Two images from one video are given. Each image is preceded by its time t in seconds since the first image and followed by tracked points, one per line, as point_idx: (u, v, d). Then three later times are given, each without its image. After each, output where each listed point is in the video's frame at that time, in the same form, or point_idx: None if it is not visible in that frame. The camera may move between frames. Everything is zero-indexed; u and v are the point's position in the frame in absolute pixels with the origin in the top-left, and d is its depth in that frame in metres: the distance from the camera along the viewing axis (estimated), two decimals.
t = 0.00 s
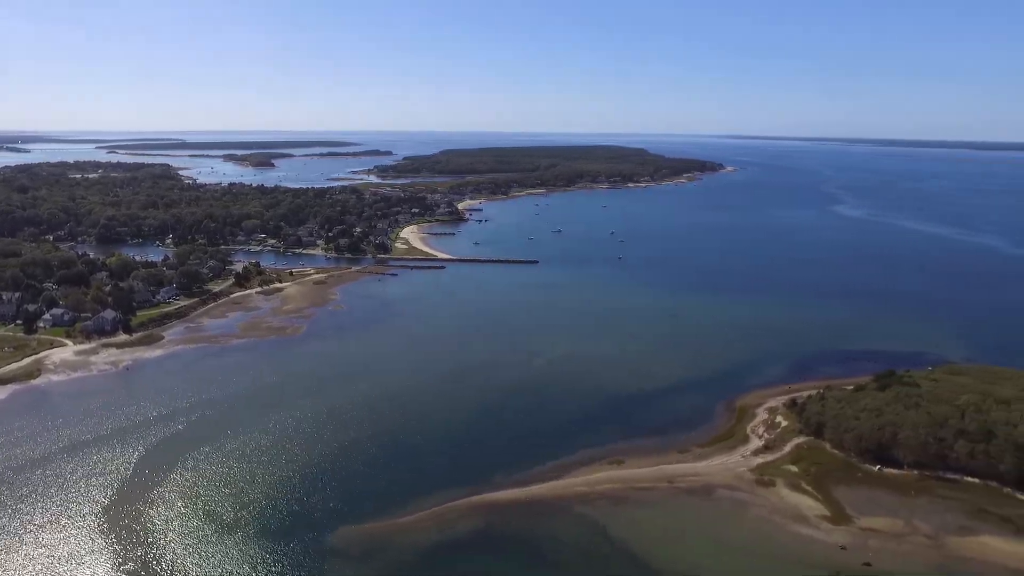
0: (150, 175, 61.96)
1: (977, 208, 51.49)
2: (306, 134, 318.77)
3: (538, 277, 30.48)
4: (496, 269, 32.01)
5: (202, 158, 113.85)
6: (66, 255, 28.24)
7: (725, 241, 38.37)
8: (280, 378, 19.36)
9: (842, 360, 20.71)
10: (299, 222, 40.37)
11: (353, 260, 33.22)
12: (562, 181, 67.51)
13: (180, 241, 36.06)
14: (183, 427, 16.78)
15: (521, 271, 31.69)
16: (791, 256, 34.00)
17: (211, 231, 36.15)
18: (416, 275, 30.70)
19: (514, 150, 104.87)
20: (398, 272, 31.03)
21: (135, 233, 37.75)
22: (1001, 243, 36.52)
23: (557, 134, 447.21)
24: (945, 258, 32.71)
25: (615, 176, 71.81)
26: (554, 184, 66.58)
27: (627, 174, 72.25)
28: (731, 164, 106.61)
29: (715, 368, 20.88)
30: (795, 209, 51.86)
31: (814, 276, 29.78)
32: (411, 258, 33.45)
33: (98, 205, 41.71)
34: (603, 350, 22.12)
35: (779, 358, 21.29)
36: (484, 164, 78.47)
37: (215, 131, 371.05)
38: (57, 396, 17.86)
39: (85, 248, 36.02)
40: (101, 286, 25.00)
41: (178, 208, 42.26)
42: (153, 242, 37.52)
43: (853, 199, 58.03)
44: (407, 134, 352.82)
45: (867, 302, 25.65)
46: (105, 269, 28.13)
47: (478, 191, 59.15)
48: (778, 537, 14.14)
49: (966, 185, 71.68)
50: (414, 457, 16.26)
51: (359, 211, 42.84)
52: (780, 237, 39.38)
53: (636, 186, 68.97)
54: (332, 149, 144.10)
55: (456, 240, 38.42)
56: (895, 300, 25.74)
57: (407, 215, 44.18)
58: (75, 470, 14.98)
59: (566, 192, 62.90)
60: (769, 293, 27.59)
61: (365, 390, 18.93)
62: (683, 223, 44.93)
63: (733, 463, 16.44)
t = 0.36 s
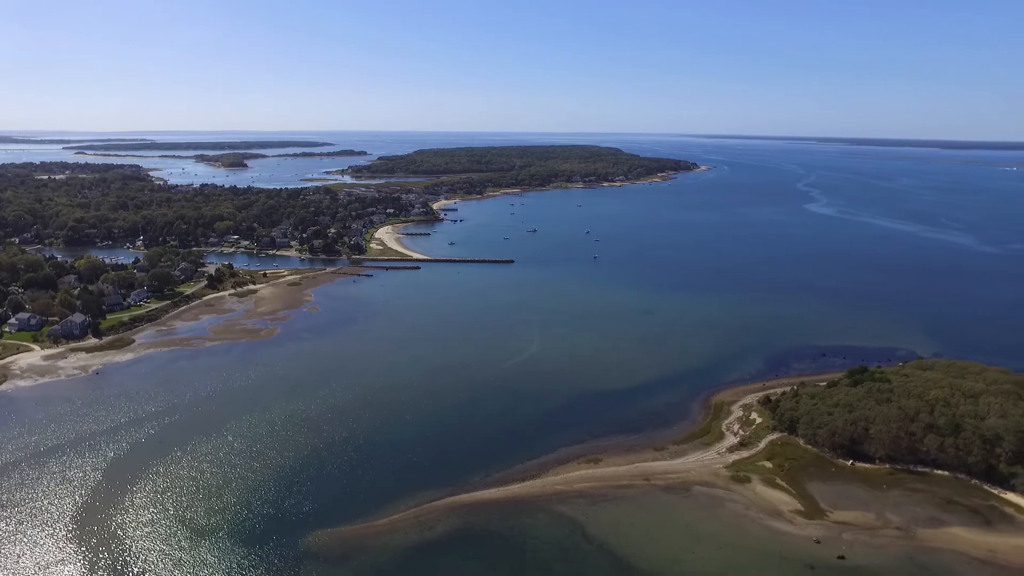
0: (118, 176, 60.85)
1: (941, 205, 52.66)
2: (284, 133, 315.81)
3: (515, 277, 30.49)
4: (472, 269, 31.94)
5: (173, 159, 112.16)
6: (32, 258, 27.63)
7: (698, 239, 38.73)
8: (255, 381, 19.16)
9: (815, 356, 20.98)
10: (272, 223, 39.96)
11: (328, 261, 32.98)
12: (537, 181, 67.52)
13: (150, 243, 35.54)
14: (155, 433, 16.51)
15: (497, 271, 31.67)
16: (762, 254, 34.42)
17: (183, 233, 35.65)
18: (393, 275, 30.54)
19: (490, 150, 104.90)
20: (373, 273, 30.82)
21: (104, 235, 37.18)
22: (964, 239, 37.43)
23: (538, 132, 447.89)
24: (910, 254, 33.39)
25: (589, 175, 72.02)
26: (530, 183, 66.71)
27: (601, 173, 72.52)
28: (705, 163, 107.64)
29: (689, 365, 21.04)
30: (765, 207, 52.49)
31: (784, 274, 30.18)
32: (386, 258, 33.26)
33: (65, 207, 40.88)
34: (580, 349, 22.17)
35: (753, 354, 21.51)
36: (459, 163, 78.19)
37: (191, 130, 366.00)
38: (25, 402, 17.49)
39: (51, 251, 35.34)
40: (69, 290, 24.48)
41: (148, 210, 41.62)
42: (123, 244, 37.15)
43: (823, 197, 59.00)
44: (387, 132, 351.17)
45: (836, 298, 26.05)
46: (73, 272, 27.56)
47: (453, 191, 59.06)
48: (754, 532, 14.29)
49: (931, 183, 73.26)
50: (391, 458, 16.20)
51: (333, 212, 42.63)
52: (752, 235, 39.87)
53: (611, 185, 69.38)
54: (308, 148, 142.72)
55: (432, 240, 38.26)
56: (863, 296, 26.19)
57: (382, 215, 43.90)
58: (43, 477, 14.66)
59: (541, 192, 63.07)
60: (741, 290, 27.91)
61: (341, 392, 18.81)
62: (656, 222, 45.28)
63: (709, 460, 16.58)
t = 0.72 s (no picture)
0: (83, 178, 59.69)
1: (907, 203, 53.76)
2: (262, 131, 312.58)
3: (491, 276, 30.45)
4: (448, 269, 31.85)
5: (142, 159, 110.36)
6: None
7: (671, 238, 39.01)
8: (229, 384, 18.93)
9: (788, 352, 21.19)
10: (244, 224, 39.52)
11: (301, 262, 32.70)
12: (511, 180, 67.50)
13: (119, 245, 34.92)
14: (126, 439, 16.21)
15: (472, 270, 31.61)
16: (733, 252, 34.75)
17: (152, 235, 35.11)
18: (369, 276, 30.34)
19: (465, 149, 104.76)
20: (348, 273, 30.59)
21: (71, 237, 36.44)
22: (928, 236, 38.29)
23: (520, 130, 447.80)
24: (877, 251, 34.03)
25: (564, 175, 72.18)
26: (504, 182, 66.73)
27: (576, 172, 72.73)
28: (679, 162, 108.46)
29: (664, 363, 21.14)
30: (737, 205, 53.07)
31: (755, 272, 30.51)
32: (361, 259, 33.04)
33: (28, 209, 39.99)
34: (556, 347, 22.21)
35: (727, 352, 21.67)
36: (435, 163, 77.93)
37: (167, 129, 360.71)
38: None
39: (16, 254, 34.58)
40: (34, 293, 23.97)
41: (116, 211, 40.88)
42: (90, 246, 36.47)
43: (794, 195, 59.79)
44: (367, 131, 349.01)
45: (806, 295, 26.41)
46: (38, 275, 27.00)
47: (427, 190, 58.90)
48: (729, 528, 14.40)
49: (897, 181, 74.70)
50: (366, 460, 16.09)
51: (306, 213, 42.29)
52: (724, 233, 40.24)
53: (585, 184, 69.69)
54: (282, 149, 141.29)
55: (406, 241, 38.09)
56: (832, 293, 26.59)
57: (355, 216, 43.60)
58: (9, 486, 14.33)
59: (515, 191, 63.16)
60: (713, 288, 28.15)
61: (316, 394, 18.64)
62: (630, 220, 45.58)
63: (684, 457, 16.68)
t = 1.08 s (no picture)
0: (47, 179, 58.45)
1: (875, 201, 54.67)
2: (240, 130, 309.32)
3: (469, 276, 30.41)
4: (425, 269, 31.76)
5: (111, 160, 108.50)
6: None
7: (646, 236, 39.26)
8: (202, 387, 18.69)
9: (762, 349, 21.39)
10: (217, 225, 39.09)
11: (276, 263, 32.43)
12: (487, 180, 67.38)
13: (88, 247, 34.34)
14: (96, 445, 15.92)
15: (449, 270, 31.55)
16: (707, 251, 35.05)
17: (123, 236, 34.59)
18: (346, 277, 30.16)
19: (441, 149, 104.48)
20: (324, 275, 30.36)
21: (38, 240, 35.74)
22: (896, 233, 38.99)
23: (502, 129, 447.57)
24: (845, 248, 34.56)
25: (540, 174, 72.25)
26: (480, 182, 66.69)
27: (552, 172, 72.82)
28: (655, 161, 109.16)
29: (640, 361, 21.25)
30: (710, 204, 53.52)
31: (728, 270, 30.80)
32: (336, 259, 32.80)
33: None
34: (533, 347, 22.23)
35: (703, 350, 21.83)
36: (410, 163, 77.62)
37: (144, 128, 355.56)
38: None
39: None
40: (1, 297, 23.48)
41: (84, 213, 40.18)
42: (58, 248, 35.78)
43: (767, 194, 60.47)
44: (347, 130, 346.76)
45: (778, 293, 26.72)
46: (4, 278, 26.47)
47: (402, 190, 58.68)
48: (705, 524, 14.50)
49: (867, 179, 75.85)
50: (342, 462, 15.98)
51: (280, 214, 41.94)
52: (697, 232, 40.60)
53: (560, 184, 69.91)
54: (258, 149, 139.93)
55: (382, 241, 37.88)
56: (803, 290, 26.93)
57: (329, 216, 43.26)
58: None
59: (490, 191, 63.16)
60: (688, 286, 28.37)
61: (291, 396, 18.47)
62: (605, 220, 45.83)
63: (661, 455, 16.77)
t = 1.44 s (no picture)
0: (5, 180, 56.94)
1: (842, 199, 55.49)
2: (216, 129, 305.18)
3: (444, 276, 30.32)
4: (400, 269, 31.61)
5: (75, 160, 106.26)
6: None
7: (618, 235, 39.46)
8: (173, 391, 18.42)
9: (735, 347, 21.57)
10: (187, 226, 38.58)
11: (247, 264, 32.09)
12: (460, 180, 67.22)
13: (52, 249, 33.65)
14: (62, 452, 15.59)
15: (424, 270, 31.44)
16: (677, 249, 35.29)
17: (88, 238, 33.96)
18: (320, 278, 29.91)
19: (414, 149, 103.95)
20: (296, 276, 30.04)
21: None
22: (862, 230, 39.67)
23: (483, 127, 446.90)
24: (812, 246, 35.05)
25: (512, 174, 72.29)
26: (453, 181, 66.50)
27: (525, 171, 72.90)
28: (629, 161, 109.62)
29: (613, 360, 21.33)
30: (681, 203, 53.94)
31: (698, 268, 31.06)
32: (309, 260, 32.50)
33: None
34: (507, 346, 22.23)
35: (676, 347, 21.96)
36: (383, 163, 77.15)
37: (117, 127, 349.20)
38: None
39: None
40: None
41: (48, 214, 39.32)
42: (21, 251, 34.96)
43: (738, 193, 61.08)
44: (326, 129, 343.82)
45: (748, 290, 27.00)
46: None
47: (374, 190, 58.32)
48: (680, 521, 14.58)
49: (834, 178, 77.06)
50: (315, 464, 15.87)
51: (250, 214, 41.46)
52: (668, 230, 40.89)
53: (534, 183, 70.01)
54: (230, 150, 137.98)
55: (355, 241, 37.61)
56: (773, 287, 27.25)
57: (301, 217, 42.86)
58: None
59: (463, 191, 63.00)
60: (660, 285, 28.53)
61: (263, 398, 18.28)
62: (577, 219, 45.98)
63: (636, 452, 16.84)
